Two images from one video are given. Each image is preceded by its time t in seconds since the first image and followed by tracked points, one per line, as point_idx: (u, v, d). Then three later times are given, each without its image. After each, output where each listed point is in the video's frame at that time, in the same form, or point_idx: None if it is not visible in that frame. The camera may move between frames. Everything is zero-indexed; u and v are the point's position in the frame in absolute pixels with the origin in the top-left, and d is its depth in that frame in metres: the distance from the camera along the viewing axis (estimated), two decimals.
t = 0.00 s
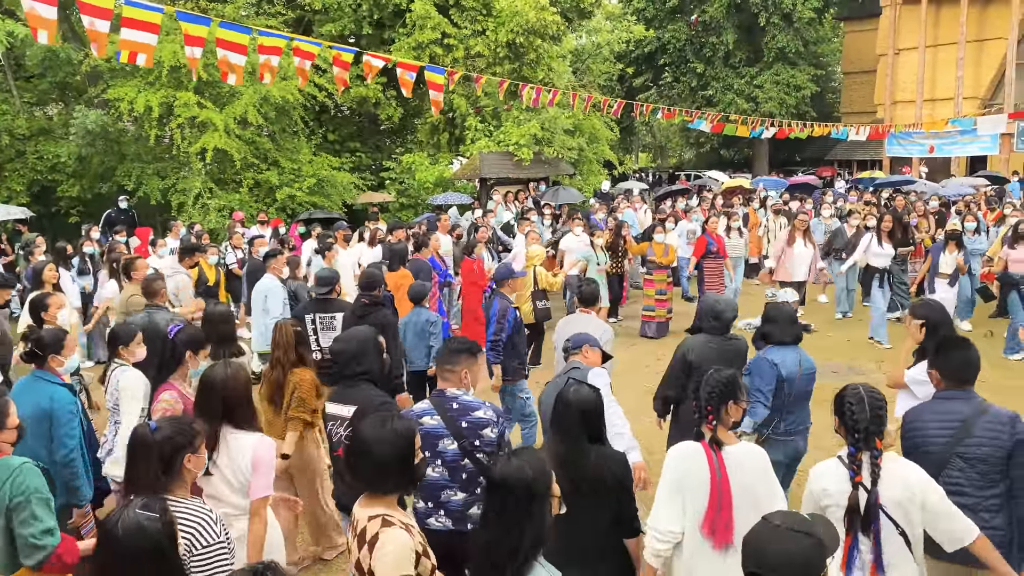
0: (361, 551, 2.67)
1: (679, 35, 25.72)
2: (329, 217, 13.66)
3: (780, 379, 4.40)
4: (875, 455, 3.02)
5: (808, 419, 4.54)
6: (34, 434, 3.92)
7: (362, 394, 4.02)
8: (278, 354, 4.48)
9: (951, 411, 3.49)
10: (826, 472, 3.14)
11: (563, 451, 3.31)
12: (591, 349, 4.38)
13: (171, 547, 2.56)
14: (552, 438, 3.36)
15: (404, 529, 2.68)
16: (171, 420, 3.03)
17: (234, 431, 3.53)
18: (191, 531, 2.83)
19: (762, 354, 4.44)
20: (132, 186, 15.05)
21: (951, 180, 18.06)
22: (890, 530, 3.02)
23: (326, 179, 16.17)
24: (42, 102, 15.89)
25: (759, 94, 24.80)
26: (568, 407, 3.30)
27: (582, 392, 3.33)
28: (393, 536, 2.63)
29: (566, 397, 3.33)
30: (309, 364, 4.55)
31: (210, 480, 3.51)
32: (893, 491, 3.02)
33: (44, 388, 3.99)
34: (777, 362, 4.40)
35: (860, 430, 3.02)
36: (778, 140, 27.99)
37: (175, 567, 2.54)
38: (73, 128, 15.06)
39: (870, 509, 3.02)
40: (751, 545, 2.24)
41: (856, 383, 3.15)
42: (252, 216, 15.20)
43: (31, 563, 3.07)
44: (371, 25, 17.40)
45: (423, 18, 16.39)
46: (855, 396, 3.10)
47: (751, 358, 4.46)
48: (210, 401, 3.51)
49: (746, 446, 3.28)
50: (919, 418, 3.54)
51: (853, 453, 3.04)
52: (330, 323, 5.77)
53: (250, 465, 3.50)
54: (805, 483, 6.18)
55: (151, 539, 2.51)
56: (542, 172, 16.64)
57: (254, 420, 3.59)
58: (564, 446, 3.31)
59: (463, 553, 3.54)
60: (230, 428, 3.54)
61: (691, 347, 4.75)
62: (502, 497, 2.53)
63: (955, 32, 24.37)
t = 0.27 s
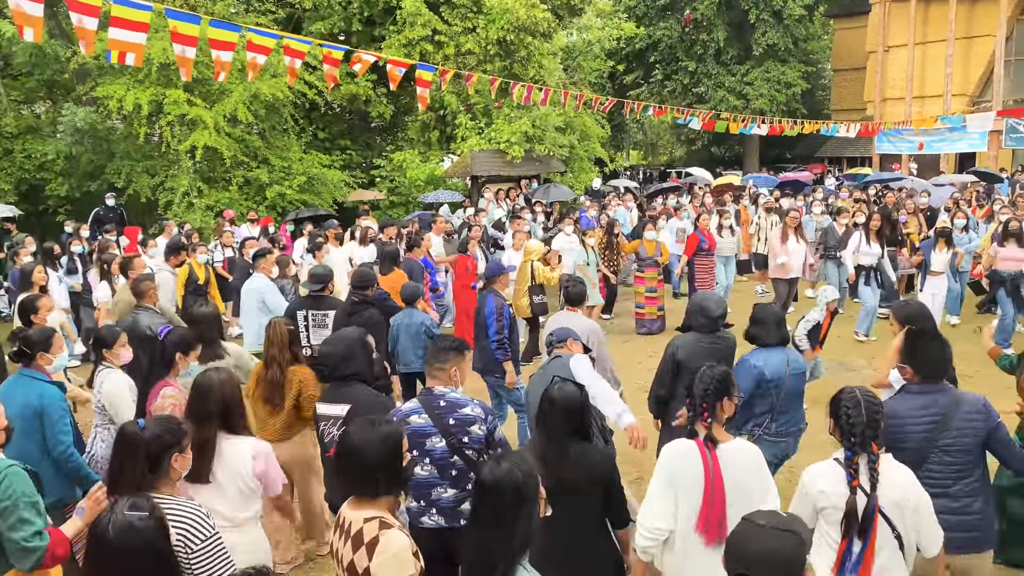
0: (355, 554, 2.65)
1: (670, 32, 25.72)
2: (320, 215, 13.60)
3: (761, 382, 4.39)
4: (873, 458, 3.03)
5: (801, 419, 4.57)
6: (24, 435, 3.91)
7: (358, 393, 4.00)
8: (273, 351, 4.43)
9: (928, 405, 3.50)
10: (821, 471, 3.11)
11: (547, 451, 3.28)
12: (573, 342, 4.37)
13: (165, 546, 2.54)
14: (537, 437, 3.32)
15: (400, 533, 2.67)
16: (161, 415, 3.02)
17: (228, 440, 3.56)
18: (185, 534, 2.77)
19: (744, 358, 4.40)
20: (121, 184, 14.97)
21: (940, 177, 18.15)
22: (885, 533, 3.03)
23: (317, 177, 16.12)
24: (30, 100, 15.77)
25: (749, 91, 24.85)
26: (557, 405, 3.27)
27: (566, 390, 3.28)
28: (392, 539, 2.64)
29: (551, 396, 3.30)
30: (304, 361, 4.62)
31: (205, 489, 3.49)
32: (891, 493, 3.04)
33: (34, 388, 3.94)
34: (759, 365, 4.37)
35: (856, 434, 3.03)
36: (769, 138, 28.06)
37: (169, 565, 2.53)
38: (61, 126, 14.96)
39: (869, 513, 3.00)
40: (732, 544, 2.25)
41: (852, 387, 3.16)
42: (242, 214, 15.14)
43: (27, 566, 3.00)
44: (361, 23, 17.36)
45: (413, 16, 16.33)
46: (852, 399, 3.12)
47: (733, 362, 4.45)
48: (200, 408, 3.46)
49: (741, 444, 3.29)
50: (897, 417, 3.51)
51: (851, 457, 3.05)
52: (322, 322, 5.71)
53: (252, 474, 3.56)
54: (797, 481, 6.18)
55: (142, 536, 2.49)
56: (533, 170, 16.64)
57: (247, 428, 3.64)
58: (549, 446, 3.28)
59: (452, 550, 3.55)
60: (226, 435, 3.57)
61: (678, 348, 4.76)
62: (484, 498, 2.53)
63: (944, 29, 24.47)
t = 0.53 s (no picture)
0: (360, 542, 2.67)
1: (654, 26, 25.76)
2: (304, 209, 13.56)
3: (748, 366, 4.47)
4: (869, 437, 3.10)
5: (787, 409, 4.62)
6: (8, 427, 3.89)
7: (363, 383, 4.03)
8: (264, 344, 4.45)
9: (907, 381, 3.76)
10: (818, 452, 3.11)
11: (534, 441, 3.31)
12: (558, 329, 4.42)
13: (154, 531, 2.55)
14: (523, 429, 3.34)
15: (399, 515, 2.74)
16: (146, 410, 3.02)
17: (225, 422, 3.58)
18: (179, 524, 2.77)
19: (734, 343, 4.49)
20: (102, 179, 14.85)
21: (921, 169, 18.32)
22: (878, 512, 3.12)
23: (300, 171, 16.06)
24: (8, 94, 15.58)
25: (732, 84, 24.95)
26: (544, 394, 3.25)
27: (552, 378, 3.27)
28: (395, 519, 2.70)
29: (538, 384, 3.28)
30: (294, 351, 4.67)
31: (205, 475, 3.51)
32: (885, 473, 3.14)
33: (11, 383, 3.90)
34: (748, 351, 4.46)
35: (852, 412, 3.09)
36: (752, 131, 28.20)
37: (160, 550, 2.54)
38: (41, 120, 14.81)
39: (870, 491, 3.08)
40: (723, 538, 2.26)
41: (847, 365, 3.17)
42: (225, 209, 15.05)
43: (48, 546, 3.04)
44: (344, 16, 17.31)
45: (397, 8, 16.32)
46: (847, 377, 3.14)
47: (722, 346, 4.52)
48: (191, 394, 3.46)
49: (735, 434, 3.31)
50: (882, 391, 3.74)
51: (847, 436, 3.09)
52: (301, 317, 5.70)
53: (252, 453, 3.58)
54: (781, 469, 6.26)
55: (135, 523, 2.51)
56: (517, 163, 16.67)
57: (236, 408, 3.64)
58: (534, 435, 3.29)
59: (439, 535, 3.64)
60: (221, 418, 3.58)
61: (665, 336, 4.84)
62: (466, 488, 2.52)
63: (925, 23, 24.67)
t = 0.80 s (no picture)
0: (339, 532, 2.69)
1: (629, 18, 25.80)
2: (278, 202, 13.43)
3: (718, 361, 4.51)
4: (845, 430, 3.13)
5: (763, 400, 4.62)
6: None
7: (342, 376, 3.99)
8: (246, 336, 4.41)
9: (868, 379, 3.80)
10: (799, 447, 3.11)
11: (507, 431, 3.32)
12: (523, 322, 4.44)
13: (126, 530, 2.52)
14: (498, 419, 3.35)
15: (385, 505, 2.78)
16: (109, 407, 2.95)
17: (205, 412, 3.58)
18: (153, 526, 2.68)
19: (707, 337, 4.52)
20: (71, 172, 14.61)
21: (893, 161, 18.52)
22: (860, 503, 3.13)
23: (274, 164, 15.91)
24: None
25: (707, 76, 25.07)
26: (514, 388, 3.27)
27: (525, 370, 3.30)
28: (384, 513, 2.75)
29: (510, 377, 3.31)
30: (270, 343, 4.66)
31: (183, 465, 3.49)
32: (861, 465, 3.17)
33: None
34: (720, 345, 4.49)
35: (829, 407, 3.11)
36: (727, 123, 28.37)
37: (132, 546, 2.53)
38: (7, 112, 14.54)
39: (851, 484, 3.10)
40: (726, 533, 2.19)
41: (821, 361, 3.21)
42: (198, 202, 14.87)
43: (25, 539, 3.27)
44: (317, 7, 17.15)
45: None
46: (821, 373, 3.17)
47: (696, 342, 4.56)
48: (168, 385, 3.40)
49: (721, 425, 3.35)
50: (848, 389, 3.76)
51: (825, 430, 3.11)
52: (278, 310, 5.65)
53: (229, 442, 3.60)
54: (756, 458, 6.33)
55: (104, 518, 2.48)
56: (493, 155, 16.63)
57: (214, 398, 3.65)
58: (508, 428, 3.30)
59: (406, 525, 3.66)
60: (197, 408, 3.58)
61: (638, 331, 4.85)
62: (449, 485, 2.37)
63: (896, 15, 24.91)
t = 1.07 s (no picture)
0: (304, 528, 2.67)
1: (603, 12, 25.83)
2: (252, 197, 13.31)
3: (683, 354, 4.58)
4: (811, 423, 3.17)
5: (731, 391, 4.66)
6: None
7: (312, 370, 3.96)
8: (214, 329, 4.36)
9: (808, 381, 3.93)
10: (769, 441, 3.12)
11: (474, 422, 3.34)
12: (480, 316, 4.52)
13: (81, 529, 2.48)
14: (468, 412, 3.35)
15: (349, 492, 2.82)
16: (70, 403, 2.92)
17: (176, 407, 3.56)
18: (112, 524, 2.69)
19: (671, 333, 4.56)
20: (39, 167, 14.39)
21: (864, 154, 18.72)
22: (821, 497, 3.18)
23: (246, 158, 15.76)
24: None
25: (681, 70, 25.19)
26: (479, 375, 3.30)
27: (495, 361, 3.30)
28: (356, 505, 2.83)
29: (481, 367, 3.31)
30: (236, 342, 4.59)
31: (149, 463, 3.44)
32: (823, 456, 3.23)
33: None
34: (682, 339, 4.51)
35: (795, 401, 3.12)
36: (701, 117, 28.53)
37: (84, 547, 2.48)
38: None
39: (816, 476, 3.14)
40: (714, 532, 2.19)
41: (787, 356, 3.23)
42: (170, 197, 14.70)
43: None
44: None
45: None
46: (787, 367, 3.20)
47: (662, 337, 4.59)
48: (140, 381, 3.39)
49: (698, 426, 3.38)
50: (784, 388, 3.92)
51: (792, 423, 3.13)
52: (244, 307, 5.49)
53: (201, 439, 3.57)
54: (727, 450, 6.39)
55: (60, 518, 2.43)
56: (469, 149, 16.58)
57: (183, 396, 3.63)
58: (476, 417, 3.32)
59: (372, 510, 3.71)
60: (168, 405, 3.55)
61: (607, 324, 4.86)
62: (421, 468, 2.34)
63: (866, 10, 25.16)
